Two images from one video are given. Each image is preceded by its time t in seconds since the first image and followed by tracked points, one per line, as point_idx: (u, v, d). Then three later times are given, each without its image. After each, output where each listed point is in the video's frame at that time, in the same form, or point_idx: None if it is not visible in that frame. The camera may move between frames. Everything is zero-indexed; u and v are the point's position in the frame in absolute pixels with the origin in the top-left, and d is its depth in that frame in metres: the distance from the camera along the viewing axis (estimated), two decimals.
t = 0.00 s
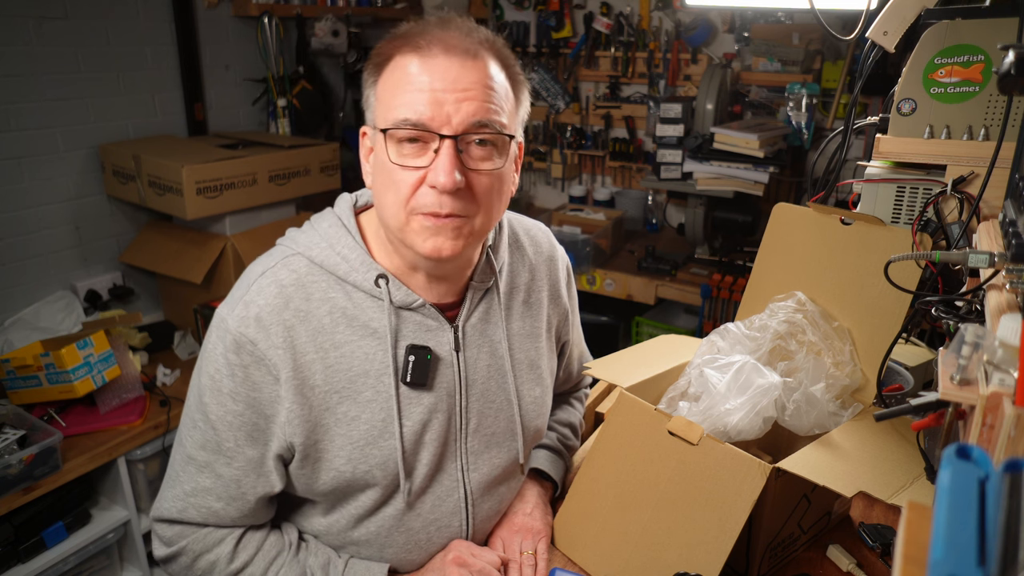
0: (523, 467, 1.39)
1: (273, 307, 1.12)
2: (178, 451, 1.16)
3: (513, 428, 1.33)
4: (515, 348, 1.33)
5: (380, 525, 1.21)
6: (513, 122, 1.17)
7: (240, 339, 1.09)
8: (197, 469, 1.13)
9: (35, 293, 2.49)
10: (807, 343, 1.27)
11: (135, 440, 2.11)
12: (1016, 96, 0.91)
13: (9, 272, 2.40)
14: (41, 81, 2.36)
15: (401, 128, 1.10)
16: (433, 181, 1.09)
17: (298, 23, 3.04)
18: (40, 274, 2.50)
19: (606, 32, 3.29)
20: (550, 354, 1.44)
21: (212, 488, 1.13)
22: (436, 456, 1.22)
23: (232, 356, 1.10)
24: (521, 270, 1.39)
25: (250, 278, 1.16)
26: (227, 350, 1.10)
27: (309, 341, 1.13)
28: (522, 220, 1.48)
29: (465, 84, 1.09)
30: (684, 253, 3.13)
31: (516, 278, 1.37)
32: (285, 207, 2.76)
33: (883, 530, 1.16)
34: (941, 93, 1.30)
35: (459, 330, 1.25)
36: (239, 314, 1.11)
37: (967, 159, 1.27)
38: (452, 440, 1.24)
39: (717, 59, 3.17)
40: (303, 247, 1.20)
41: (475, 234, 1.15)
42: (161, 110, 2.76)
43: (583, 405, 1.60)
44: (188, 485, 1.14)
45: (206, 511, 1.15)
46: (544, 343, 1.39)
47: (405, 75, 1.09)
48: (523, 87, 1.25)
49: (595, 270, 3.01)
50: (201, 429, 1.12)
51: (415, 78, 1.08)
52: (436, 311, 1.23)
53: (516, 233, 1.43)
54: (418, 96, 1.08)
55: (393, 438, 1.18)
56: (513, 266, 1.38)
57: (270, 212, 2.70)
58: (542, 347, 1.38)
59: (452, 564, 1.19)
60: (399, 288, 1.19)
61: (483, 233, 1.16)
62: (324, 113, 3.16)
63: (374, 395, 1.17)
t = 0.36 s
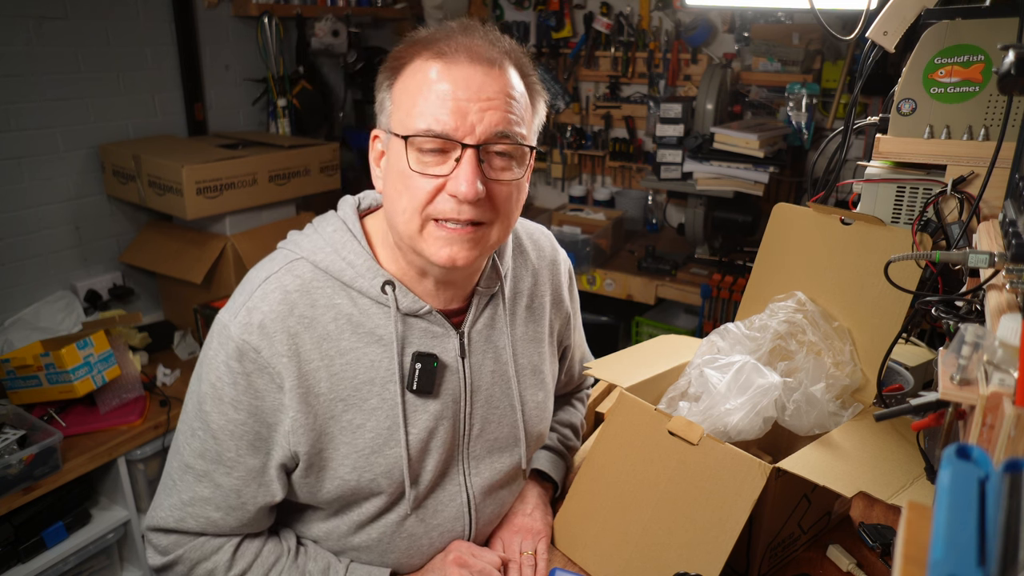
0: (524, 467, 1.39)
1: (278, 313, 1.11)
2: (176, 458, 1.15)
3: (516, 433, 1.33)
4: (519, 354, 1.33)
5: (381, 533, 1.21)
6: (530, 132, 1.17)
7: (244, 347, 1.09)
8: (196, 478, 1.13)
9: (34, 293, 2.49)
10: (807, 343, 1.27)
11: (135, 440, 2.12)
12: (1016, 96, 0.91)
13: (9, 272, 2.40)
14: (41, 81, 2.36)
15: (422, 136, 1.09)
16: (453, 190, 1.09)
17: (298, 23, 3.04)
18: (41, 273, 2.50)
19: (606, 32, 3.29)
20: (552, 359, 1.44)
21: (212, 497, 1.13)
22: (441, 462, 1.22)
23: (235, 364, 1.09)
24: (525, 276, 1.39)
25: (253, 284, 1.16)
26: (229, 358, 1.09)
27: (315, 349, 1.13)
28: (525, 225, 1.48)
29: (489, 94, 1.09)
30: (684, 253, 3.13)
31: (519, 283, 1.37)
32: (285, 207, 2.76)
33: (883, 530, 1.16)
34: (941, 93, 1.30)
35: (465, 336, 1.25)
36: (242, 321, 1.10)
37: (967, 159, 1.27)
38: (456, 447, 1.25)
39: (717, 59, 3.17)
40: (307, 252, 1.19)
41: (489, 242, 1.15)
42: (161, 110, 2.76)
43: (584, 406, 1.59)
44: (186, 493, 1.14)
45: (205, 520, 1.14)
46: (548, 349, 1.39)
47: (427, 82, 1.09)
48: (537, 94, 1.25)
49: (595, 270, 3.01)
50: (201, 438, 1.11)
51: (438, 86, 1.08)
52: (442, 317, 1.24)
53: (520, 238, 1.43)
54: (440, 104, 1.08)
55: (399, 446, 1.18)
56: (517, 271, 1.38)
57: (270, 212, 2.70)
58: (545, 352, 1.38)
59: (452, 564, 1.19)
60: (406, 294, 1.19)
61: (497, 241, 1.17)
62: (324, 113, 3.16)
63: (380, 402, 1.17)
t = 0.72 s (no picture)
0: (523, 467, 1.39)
1: (277, 313, 1.11)
2: (175, 458, 1.15)
3: (514, 432, 1.33)
4: (517, 353, 1.33)
5: (380, 532, 1.21)
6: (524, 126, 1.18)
7: (242, 346, 1.09)
8: (196, 478, 1.13)
9: (35, 293, 2.49)
10: (807, 343, 1.27)
11: (135, 440, 2.12)
12: (1016, 96, 0.91)
13: (9, 272, 2.40)
14: (40, 81, 2.36)
15: (416, 133, 1.09)
16: (449, 185, 1.09)
17: (298, 23, 3.04)
18: (41, 273, 2.50)
19: (606, 32, 3.29)
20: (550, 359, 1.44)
21: (212, 497, 1.13)
22: (440, 461, 1.22)
23: (234, 363, 1.09)
24: (522, 275, 1.39)
25: (251, 284, 1.16)
26: (228, 357, 1.09)
27: (313, 348, 1.13)
28: (522, 225, 1.48)
29: (482, 87, 1.09)
30: (684, 253, 3.13)
31: (517, 283, 1.37)
32: (285, 207, 2.76)
33: (884, 530, 1.16)
34: (941, 93, 1.30)
35: (463, 335, 1.25)
36: (240, 320, 1.10)
37: (967, 159, 1.27)
38: (455, 445, 1.25)
39: (717, 59, 3.17)
40: (305, 251, 1.19)
41: (487, 238, 1.15)
42: (161, 110, 2.76)
43: (580, 405, 1.60)
44: (186, 493, 1.14)
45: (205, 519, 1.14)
46: (545, 348, 1.39)
47: (420, 79, 1.09)
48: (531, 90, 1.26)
49: (595, 270, 3.01)
50: (200, 438, 1.11)
51: (430, 82, 1.08)
52: (441, 316, 1.24)
53: (517, 237, 1.43)
54: (434, 99, 1.08)
55: (397, 445, 1.18)
56: (515, 271, 1.38)
57: (270, 212, 2.70)
58: (542, 351, 1.38)
59: (452, 564, 1.19)
60: (404, 293, 1.19)
61: (494, 237, 1.17)
62: (324, 113, 3.16)
63: (379, 401, 1.17)
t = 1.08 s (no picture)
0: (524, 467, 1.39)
1: (280, 313, 1.11)
2: (178, 456, 1.15)
3: (516, 434, 1.34)
4: (519, 354, 1.34)
5: (381, 532, 1.21)
6: (530, 128, 1.17)
7: (245, 346, 1.09)
8: (198, 476, 1.13)
9: (35, 293, 2.49)
10: (807, 343, 1.27)
11: (135, 440, 2.12)
12: (1015, 96, 0.91)
13: (9, 272, 2.40)
14: (40, 81, 2.36)
15: (423, 134, 1.09)
16: (454, 186, 1.09)
17: (298, 23, 3.03)
18: (41, 273, 2.50)
19: (606, 32, 3.29)
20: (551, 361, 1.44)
21: (213, 496, 1.13)
22: (441, 463, 1.22)
23: (237, 363, 1.09)
24: (526, 277, 1.39)
25: (255, 283, 1.16)
26: (232, 357, 1.09)
27: (316, 349, 1.13)
28: (526, 227, 1.49)
29: (488, 90, 1.09)
30: (684, 253, 3.13)
31: (520, 284, 1.37)
32: (285, 207, 2.76)
33: (883, 530, 1.16)
34: (941, 93, 1.30)
35: (465, 336, 1.25)
36: (244, 320, 1.10)
37: (967, 159, 1.27)
38: (456, 446, 1.25)
39: (717, 59, 3.17)
40: (309, 251, 1.19)
41: (492, 240, 1.15)
42: (161, 110, 2.76)
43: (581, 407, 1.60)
44: (188, 491, 1.14)
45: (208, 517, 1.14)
46: (547, 350, 1.39)
47: (428, 80, 1.09)
48: (537, 91, 1.26)
49: (595, 270, 3.01)
50: (202, 436, 1.11)
51: (437, 84, 1.08)
52: (443, 318, 1.24)
53: (522, 240, 1.43)
54: (442, 100, 1.08)
55: (399, 446, 1.18)
56: (518, 273, 1.37)
57: (270, 212, 2.70)
58: (545, 353, 1.38)
59: (452, 564, 1.19)
60: (408, 295, 1.19)
61: (498, 239, 1.17)
62: (324, 113, 3.16)
63: (381, 402, 1.17)
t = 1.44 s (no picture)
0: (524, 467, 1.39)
1: (278, 312, 1.11)
2: (178, 456, 1.15)
3: (515, 433, 1.33)
4: (519, 354, 1.34)
5: (381, 532, 1.21)
6: (525, 129, 1.17)
7: (244, 346, 1.09)
8: (198, 476, 1.13)
9: (34, 293, 2.49)
10: (807, 343, 1.27)
11: (136, 439, 2.12)
12: (1015, 96, 0.91)
13: (9, 272, 2.41)
14: (40, 81, 2.36)
15: (415, 134, 1.10)
16: (446, 187, 1.09)
17: (298, 23, 3.03)
18: (41, 273, 2.50)
19: (606, 32, 3.29)
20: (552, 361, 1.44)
21: (213, 495, 1.13)
22: (440, 462, 1.22)
23: (236, 362, 1.09)
24: (526, 277, 1.38)
25: (254, 282, 1.16)
26: (230, 356, 1.09)
27: (314, 348, 1.13)
28: (525, 226, 1.48)
29: (481, 90, 1.09)
30: (684, 253, 3.13)
31: (520, 284, 1.37)
32: (285, 207, 2.76)
33: (884, 530, 1.16)
34: (941, 93, 1.30)
35: (464, 336, 1.25)
36: (242, 319, 1.10)
37: (967, 159, 1.27)
38: (456, 446, 1.25)
39: (717, 59, 3.17)
40: (308, 251, 1.19)
41: (486, 241, 1.15)
42: (161, 109, 2.76)
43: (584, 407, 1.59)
44: (187, 491, 1.14)
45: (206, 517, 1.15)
46: (546, 350, 1.39)
47: (421, 80, 1.09)
48: (534, 90, 1.25)
49: (595, 270, 3.01)
50: (202, 436, 1.11)
51: (430, 84, 1.08)
52: (442, 317, 1.24)
53: (522, 240, 1.43)
54: (434, 100, 1.08)
55: (398, 445, 1.18)
56: (518, 273, 1.37)
57: (270, 212, 2.70)
58: (545, 352, 1.38)
59: (452, 564, 1.19)
60: (405, 294, 1.19)
61: (492, 239, 1.17)
62: (324, 113, 3.16)
63: (379, 401, 1.17)
